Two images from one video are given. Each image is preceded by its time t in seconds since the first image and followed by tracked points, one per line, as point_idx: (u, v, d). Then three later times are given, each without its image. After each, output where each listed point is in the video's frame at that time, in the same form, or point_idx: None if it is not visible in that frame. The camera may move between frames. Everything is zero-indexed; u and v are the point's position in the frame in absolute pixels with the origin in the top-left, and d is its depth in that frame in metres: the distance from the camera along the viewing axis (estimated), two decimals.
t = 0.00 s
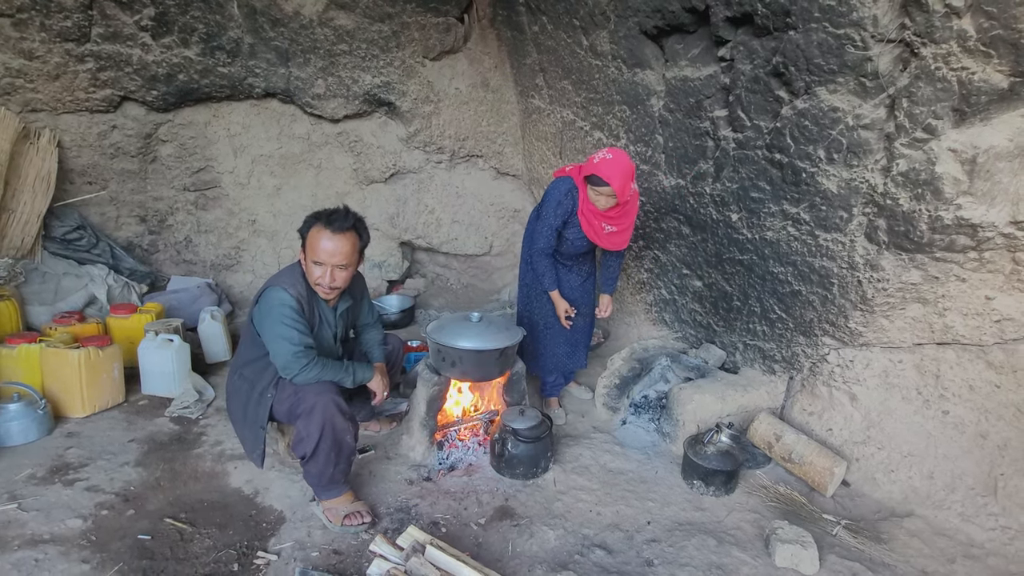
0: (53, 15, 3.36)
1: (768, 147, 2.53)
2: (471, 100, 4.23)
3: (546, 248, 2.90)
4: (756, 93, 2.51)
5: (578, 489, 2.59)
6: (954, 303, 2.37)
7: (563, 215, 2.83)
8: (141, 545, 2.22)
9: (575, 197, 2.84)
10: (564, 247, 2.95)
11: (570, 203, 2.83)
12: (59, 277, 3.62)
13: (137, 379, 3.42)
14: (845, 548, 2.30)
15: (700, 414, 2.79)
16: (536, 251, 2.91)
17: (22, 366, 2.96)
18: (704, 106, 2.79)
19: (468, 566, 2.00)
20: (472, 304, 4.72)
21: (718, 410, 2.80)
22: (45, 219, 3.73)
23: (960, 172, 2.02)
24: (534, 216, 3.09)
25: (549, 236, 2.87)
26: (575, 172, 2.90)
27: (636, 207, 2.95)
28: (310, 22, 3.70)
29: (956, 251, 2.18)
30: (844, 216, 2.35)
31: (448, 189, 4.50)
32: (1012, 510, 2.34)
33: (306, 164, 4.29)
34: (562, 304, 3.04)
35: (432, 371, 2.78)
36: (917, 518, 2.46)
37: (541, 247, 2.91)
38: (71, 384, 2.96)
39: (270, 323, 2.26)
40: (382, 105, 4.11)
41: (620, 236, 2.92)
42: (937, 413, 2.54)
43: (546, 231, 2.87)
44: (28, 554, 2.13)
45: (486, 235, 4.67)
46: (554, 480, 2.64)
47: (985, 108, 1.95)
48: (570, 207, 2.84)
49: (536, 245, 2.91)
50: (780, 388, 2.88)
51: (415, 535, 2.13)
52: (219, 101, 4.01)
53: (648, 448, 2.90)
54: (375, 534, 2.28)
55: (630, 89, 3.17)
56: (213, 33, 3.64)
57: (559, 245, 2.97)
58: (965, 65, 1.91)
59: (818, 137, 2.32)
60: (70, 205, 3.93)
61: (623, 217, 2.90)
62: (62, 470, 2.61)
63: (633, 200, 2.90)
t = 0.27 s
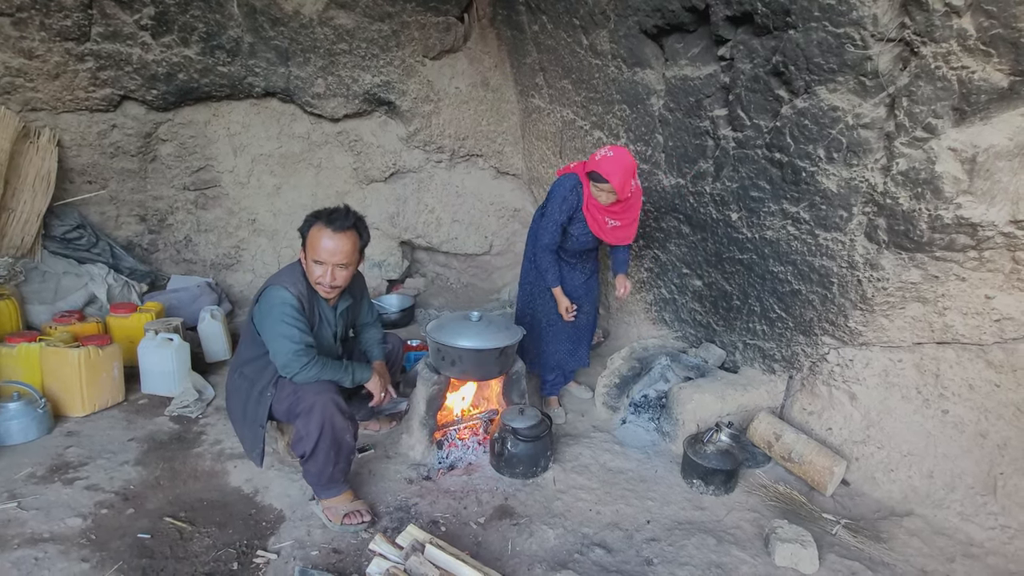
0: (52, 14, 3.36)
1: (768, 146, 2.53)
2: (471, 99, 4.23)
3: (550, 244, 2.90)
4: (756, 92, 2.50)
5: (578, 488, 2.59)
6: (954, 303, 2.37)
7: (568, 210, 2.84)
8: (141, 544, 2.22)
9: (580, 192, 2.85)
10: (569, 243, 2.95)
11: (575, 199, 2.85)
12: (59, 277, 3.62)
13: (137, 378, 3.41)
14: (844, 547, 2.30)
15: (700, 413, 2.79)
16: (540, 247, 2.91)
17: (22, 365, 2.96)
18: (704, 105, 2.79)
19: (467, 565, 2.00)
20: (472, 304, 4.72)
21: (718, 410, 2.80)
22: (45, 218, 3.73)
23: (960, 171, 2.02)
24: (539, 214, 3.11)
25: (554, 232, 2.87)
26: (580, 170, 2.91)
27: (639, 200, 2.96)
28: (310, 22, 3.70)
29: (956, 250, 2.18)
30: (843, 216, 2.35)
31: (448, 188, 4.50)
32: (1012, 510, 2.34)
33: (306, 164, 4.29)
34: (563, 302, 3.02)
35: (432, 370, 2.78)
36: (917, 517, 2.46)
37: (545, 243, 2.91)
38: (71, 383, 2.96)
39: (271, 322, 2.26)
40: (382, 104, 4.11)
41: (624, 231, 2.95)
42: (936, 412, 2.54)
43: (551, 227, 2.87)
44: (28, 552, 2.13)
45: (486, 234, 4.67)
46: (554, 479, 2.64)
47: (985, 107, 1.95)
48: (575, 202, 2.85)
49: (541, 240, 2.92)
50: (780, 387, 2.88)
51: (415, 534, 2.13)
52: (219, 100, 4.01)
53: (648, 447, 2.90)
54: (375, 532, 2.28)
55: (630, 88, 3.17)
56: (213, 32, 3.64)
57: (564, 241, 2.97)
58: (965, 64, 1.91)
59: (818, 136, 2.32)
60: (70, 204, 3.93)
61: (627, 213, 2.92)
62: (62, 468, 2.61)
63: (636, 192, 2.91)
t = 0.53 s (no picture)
0: (53, 14, 3.37)
1: (768, 146, 2.53)
2: (471, 99, 4.23)
3: (548, 239, 2.94)
4: (756, 92, 2.51)
5: (578, 487, 2.59)
6: (954, 302, 2.37)
7: (563, 205, 2.89)
8: (142, 543, 2.22)
9: (573, 188, 2.91)
10: (568, 239, 3.00)
11: (568, 194, 2.91)
12: (60, 276, 3.62)
13: (137, 378, 3.42)
14: (844, 547, 2.31)
15: (700, 413, 2.80)
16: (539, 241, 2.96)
17: (23, 364, 2.97)
18: (704, 105, 2.79)
19: (468, 565, 2.00)
20: (472, 304, 4.72)
21: (718, 410, 2.80)
22: (45, 218, 3.73)
23: (960, 171, 2.02)
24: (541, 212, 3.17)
25: (551, 227, 2.92)
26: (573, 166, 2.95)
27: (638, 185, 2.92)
28: (310, 21, 3.70)
29: (956, 250, 2.18)
30: (844, 215, 2.35)
31: (448, 188, 4.50)
32: (1011, 510, 2.34)
33: (306, 163, 4.29)
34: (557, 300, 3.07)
35: (432, 369, 2.78)
36: (917, 517, 2.46)
37: (542, 238, 2.95)
38: (71, 383, 2.96)
39: (272, 321, 2.26)
40: (382, 104, 4.11)
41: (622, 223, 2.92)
42: (936, 412, 2.54)
43: (549, 221, 2.92)
44: (28, 551, 2.13)
45: (486, 234, 4.67)
46: (554, 478, 2.64)
47: (985, 107, 1.95)
48: (568, 198, 2.91)
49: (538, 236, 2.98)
50: (780, 387, 2.88)
51: (415, 534, 2.13)
52: (219, 100, 4.01)
53: (648, 447, 2.90)
54: (376, 532, 2.28)
55: (630, 88, 3.17)
56: (213, 32, 3.64)
57: (563, 236, 3.02)
58: (965, 64, 1.91)
59: (818, 136, 2.32)
60: (71, 204, 3.93)
61: (624, 206, 2.90)
62: (63, 468, 2.61)
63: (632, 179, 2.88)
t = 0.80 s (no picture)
0: (54, 14, 3.37)
1: (768, 146, 2.53)
2: (471, 99, 4.23)
3: (544, 238, 2.97)
4: (757, 92, 2.51)
5: (578, 487, 2.60)
6: (954, 303, 2.37)
7: (556, 206, 2.93)
8: (142, 543, 2.23)
9: (565, 189, 2.94)
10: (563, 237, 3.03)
11: (561, 195, 2.94)
12: (61, 276, 3.63)
13: (138, 377, 3.42)
14: (844, 547, 2.31)
15: (700, 413, 2.80)
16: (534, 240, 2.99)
17: (23, 364, 2.97)
18: (704, 106, 2.79)
19: (468, 565, 2.00)
20: (472, 304, 4.73)
21: (717, 410, 2.81)
22: (46, 217, 3.73)
23: (960, 172, 2.03)
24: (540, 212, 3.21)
25: (547, 226, 2.96)
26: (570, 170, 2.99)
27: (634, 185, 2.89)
28: (310, 22, 3.70)
29: (956, 250, 2.19)
30: (844, 216, 2.35)
31: (448, 188, 4.50)
32: (1011, 510, 2.34)
33: (307, 163, 4.29)
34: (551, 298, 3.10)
35: (432, 369, 2.79)
36: (916, 517, 2.47)
37: (538, 237, 2.99)
38: (72, 383, 2.96)
39: (274, 320, 2.27)
40: (383, 104, 4.11)
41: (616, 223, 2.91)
42: (936, 412, 2.54)
43: (544, 220, 2.95)
44: (29, 551, 2.14)
45: (487, 234, 4.67)
46: (554, 478, 2.64)
47: (985, 107, 1.95)
48: (561, 198, 2.95)
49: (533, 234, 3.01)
50: (780, 387, 2.88)
51: (415, 534, 2.13)
52: (220, 100, 4.01)
53: (648, 447, 2.90)
54: (376, 532, 2.29)
55: (631, 89, 3.17)
56: (214, 32, 3.64)
57: (560, 235, 3.05)
58: (965, 64, 1.91)
59: (818, 136, 2.32)
60: (72, 204, 3.94)
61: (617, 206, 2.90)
62: (64, 467, 2.62)
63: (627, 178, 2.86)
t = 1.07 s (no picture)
0: (55, 14, 3.37)
1: (768, 147, 2.53)
2: (472, 99, 4.23)
3: (545, 240, 2.98)
4: (757, 92, 2.51)
5: (578, 487, 2.60)
6: (954, 303, 2.37)
7: (556, 210, 2.93)
8: (143, 542, 2.23)
9: (565, 193, 2.93)
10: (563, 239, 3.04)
11: (561, 199, 2.93)
12: (61, 276, 3.63)
13: (138, 377, 3.42)
14: (844, 547, 2.31)
15: (700, 414, 2.80)
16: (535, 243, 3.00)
17: (23, 364, 2.97)
18: (704, 106, 2.79)
19: (468, 565, 2.00)
20: (472, 304, 4.73)
21: (717, 410, 2.81)
22: (46, 217, 3.74)
23: (960, 172, 2.03)
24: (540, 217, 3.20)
25: (547, 230, 2.96)
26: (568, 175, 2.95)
27: (634, 189, 2.90)
28: (310, 21, 3.69)
29: (957, 251, 2.18)
30: (844, 216, 2.35)
31: (449, 188, 4.51)
32: (1011, 510, 2.33)
33: (307, 163, 4.29)
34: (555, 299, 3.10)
35: (432, 368, 2.80)
36: (916, 517, 2.47)
37: (539, 240, 2.99)
38: (72, 382, 2.97)
39: (273, 320, 2.27)
40: (383, 104, 4.11)
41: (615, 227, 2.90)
42: (936, 413, 2.54)
43: (544, 224, 2.96)
44: (29, 550, 2.14)
45: (487, 235, 4.68)
46: (554, 478, 2.65)
47: (985, 108, 1.95)
48: (561, 202, 2.94)
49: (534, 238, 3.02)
50: (780, 387, 2.88)
51: (415, 533, 2.13)
52: (220, 100, 4.02)
53: (648, 447, 2.90)
54: (376, 531, 2.29)
55: (631, 89, 3.17)
56: (215, 32, 3.64)
57: (560, 238, 3.06)
58: (965, 65, 1.91)
59: (818, 136, 2.32)
60: (72, 204, 3.94)
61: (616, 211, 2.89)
62: (64, 467, 2.62)
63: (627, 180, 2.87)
